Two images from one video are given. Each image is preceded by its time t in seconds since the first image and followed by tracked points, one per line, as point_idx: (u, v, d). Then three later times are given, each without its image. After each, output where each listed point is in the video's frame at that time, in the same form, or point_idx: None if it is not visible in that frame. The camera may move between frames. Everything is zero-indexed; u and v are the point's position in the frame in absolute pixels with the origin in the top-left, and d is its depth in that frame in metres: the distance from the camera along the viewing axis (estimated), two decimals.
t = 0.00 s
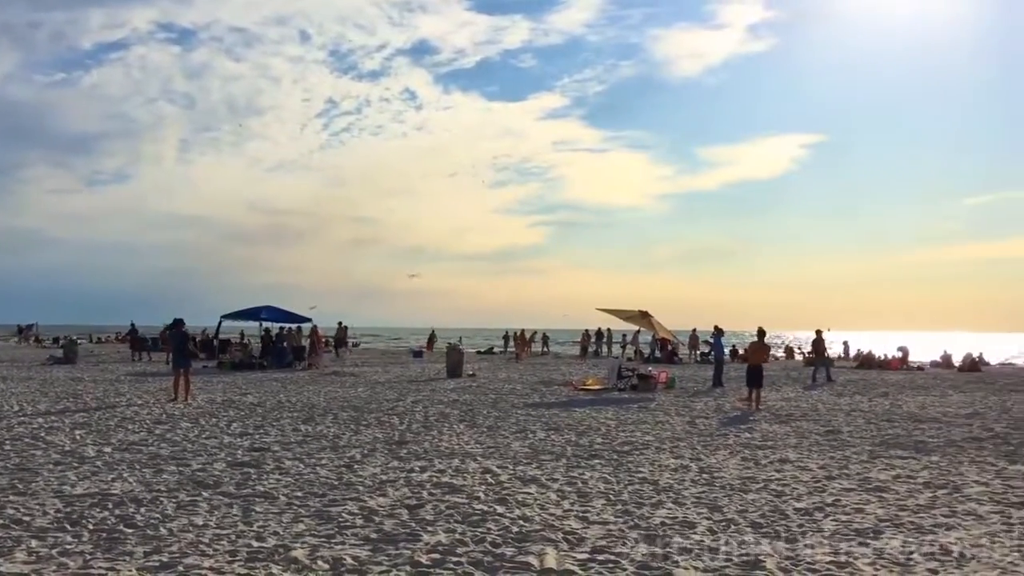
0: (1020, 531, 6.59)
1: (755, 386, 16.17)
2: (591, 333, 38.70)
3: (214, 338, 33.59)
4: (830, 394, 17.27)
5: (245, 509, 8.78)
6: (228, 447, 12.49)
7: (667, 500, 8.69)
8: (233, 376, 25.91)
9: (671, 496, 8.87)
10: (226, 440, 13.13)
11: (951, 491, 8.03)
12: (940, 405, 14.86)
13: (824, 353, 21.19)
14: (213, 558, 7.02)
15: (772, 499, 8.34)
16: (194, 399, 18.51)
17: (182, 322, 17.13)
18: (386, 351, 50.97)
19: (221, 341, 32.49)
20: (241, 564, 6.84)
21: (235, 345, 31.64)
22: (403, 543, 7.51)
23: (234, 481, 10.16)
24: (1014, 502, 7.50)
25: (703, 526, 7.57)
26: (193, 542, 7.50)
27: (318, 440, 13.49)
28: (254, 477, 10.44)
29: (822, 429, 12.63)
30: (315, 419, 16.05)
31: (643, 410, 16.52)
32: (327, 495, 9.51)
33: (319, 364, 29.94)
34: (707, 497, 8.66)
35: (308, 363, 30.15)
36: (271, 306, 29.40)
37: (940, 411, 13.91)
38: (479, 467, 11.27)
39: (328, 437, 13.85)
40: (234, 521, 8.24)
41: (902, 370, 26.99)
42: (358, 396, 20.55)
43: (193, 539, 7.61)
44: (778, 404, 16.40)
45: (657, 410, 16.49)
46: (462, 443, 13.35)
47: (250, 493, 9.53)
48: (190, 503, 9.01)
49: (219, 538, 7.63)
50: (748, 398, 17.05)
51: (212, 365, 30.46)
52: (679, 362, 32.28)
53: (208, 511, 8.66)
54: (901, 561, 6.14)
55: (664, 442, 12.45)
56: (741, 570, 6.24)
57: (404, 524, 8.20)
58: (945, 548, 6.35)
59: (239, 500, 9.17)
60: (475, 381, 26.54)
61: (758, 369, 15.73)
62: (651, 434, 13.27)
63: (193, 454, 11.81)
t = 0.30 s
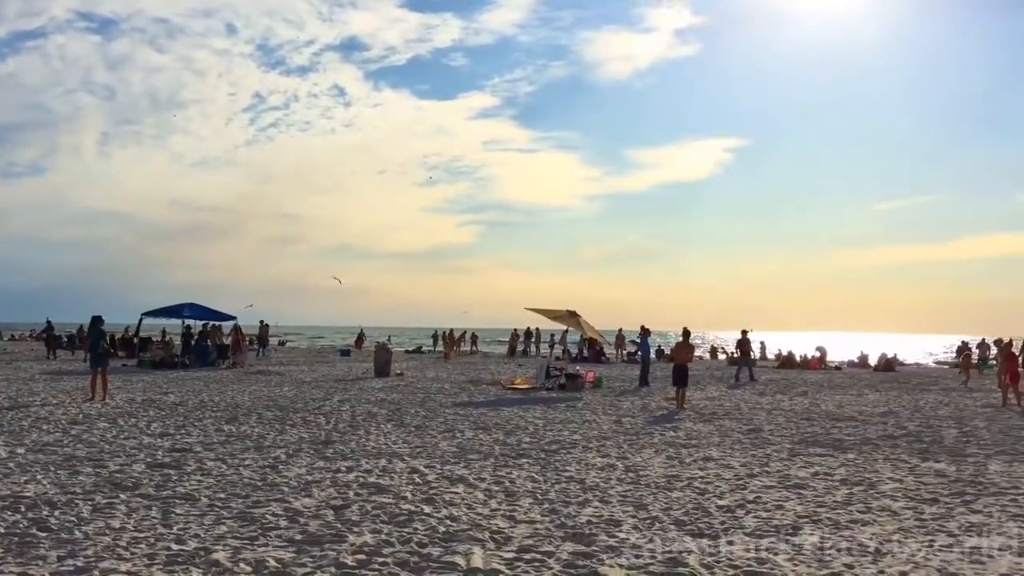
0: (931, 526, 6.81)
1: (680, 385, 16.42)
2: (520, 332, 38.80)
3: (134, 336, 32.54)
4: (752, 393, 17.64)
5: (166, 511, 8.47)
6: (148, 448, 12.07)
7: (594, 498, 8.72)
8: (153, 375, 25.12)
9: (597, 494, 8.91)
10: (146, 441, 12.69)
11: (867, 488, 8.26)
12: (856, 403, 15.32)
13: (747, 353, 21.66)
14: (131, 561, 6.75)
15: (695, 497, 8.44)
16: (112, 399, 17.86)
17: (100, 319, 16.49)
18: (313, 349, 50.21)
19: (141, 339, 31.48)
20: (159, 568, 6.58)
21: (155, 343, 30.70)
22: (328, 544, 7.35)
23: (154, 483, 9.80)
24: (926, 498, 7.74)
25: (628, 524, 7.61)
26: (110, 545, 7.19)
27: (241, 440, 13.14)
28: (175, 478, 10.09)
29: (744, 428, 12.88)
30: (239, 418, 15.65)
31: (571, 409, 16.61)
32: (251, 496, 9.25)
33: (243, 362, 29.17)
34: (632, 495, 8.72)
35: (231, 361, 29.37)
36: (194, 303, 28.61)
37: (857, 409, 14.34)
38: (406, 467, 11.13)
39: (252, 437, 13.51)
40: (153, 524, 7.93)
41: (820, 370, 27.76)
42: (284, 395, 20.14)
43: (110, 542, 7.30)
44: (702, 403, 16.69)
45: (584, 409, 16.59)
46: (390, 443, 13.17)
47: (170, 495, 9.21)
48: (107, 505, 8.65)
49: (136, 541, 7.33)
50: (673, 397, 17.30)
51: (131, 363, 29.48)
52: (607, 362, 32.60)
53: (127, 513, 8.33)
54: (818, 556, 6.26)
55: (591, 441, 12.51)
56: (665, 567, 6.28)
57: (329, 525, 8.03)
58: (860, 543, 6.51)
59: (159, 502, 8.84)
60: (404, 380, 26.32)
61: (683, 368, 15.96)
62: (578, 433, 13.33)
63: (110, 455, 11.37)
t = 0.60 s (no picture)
0: (841, 520, 7.00)
1: (602, 383, 16.56)
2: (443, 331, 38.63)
3: (41, 333, 31.17)
4: (671, 391, 17.94)
5: (75, 514, 8.09)
6: (57, 448, 11.55)
7: (515, 496, 8.70)
8: (62, 373, 24.11)
9: (519, 492, 8.89)
10: (53, 441, 12.12)
11: (781, 483, 8.45)
12: (771, 401, 15.71)
13: (667, 352, 22.01)
14: (36, 565, 6.40)
15: (616, 493, 8.50)
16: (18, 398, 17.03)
17: (5, 315, 15.71)
18: (231, 348, 49.03)
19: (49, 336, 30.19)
20: (65, 572, 6.26)
21: (64, 341, 29.49)
22: (245, 546, 7.13)
23: (62, 484, 9.35)
24: (836, 492, 7.97)
25: (550, 521, 7.61)
26: (14, 549, 6.81)
27: (156, 440, 12.68)
28: (85, 479, 9.66)
29: (664, 425, 13.06)
30: (153, 418, 15.12)
31: (493, 407, 16.59)
32: (166, 497, 8.92)
33: (159, 361, 28.26)
34: (554, 493, 8.73)
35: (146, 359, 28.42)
36: (106, 300, 27.58)
37: (771, 407, 14.72)
38: (327, 466, 10.92)
39: (166, 436, 13.06)
40: (61, 526, 7.56)
41: (737, 368, 28.42)
42: (200, 394, 19.57)
43: (14, 546, 6.92)
44: (623, 401, 16.87)
45: (507, 407, 16.59)
46: (310, 442, 12.90)
47: (79, 497, 8.80)
48: (11, 508, 8.20)
49: (43, 544, 6.97)
50: (595, 395, 17.44)
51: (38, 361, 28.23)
52: (529, 360, 32.74)
53: (33, 516, 7.92)
54: (735, 550, 6.36)
55: (513, 439, 12.50)
56: (585, 564, 6.29)
57: (247, 526, 7.79)
58: (775, 537, 6.64)
59: (67, 504, 8.44)
60: (325, 378, 25.91)
61: (605, 366, 16.10)
62: (500, 431, 13.30)
63: (15, 456, 10.81)
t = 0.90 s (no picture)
0: (767, 513, 7.14)
1: (534, 380, 16.59)
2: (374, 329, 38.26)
3: None
4: (602, 388, 18.09)
5: None
6: None
7: (446, 494, 8.62)
8: None
9: (450, 490, 8.82)
10: None
11: (709, 478, 8.58)
12: (699, 397, 15.98)
13: (598, 349, 22.19)
14: None
15: (547, 490, 8.51)
16: None
17: None
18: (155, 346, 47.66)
19: None
20: None
21: None
22: (169, 548, 6.89)
23: None
24: (762, 486, 8.12)
25: (481, 518, 7.56)
26: None
27: (75, 441, 12.19)
28: None
29: (594, 422, 13.15)
30: (72, 418, 14.56)
31: (424, 405, 16.47)
32: (85, 500, 8.56)
33: (80, 361, 27.31)
34: (485, 490, 8.70)
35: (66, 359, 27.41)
36: (24, 297, 26.50)
37: (699, 402, 14.97)
38: (254, 466, 10.66)
39: (86, 438, 12.57)
40: None
41: (666, 365, 28.84)
42: (123, 394, 18.94)
43: None
44: (555, 398, 16.94)
45: (438, 405, 16.48)
46: (237, 442, 12.59)
47: None
48: None
49: None
50: (527, 393, 17.46)
51: None
52: (461, 358, 32.66)
53: None
54: (663, 545, 6.42)
55: (444, 437, 12.41)
56: (516, 560, 6.26)
57: (171, 528, 7.54)
58: (702, 530, 6.73)
59: None
60: (253, 376, 25.36)
61: (537, 363, 16.10)
62: (432, 429, 13.20)
63: None
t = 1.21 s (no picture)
0: (715, 508, 7.19)
1: (488, 379, 16.52)
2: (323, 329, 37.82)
3: None
4: (552, 386, 18.12)
5: None
6: None
7: (396, 494, 8.52)
8: None
9: (400, 490, 8.71)
10: None
11: (658, 475, 8.62)
12: (648, 394, 16.10)
13: (548, 347, 22.21)
14: None
15: (497, 489, 8.46)
16: None
17: None
18: (97, 348, 46.47)
19: None
20: None
21: None
22: (112, 554, 6.67)
23: None
24: (710, 482, 8.19)
25: (431, 519, 7.49)
26: None
27: (13, 446, 11.78)
28: None
29: (545, 420, 13.15)
30: (10, 423, 14.07)
31: (374, 405, 16.30)
32: (23, 506, 8.26)
33: (19, 364, 26.51)
34: (435, 490, 8.62)
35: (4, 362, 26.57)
36: None
37: (648, 400, 15.08)
38: (201, 469, 10.42)
39: (25, 443, 12.16)
40: None
41: (616, 363, 29.02)
42: (63, 397, 18.39)
43: None
44: (506, 397, 16.91)
45: (388, 405, 16.33)
46: (182, 445, 12.29)
47: None
48: None
49: None
50: (478, 392, 17.40)
51: None
52: (411, 357, 32.46)
53: None
54: (613, 542, 6.42)
55: (394, 437, 12.29)
56: (467, 560, 6.20)
57: (114, 534, 7.31)
58: (651, 527, 6.75)
59: None
60: (199, 378, 24.85)
61: (489, 362, 16.04)
62: (381, 430, 13.05)
63: None
